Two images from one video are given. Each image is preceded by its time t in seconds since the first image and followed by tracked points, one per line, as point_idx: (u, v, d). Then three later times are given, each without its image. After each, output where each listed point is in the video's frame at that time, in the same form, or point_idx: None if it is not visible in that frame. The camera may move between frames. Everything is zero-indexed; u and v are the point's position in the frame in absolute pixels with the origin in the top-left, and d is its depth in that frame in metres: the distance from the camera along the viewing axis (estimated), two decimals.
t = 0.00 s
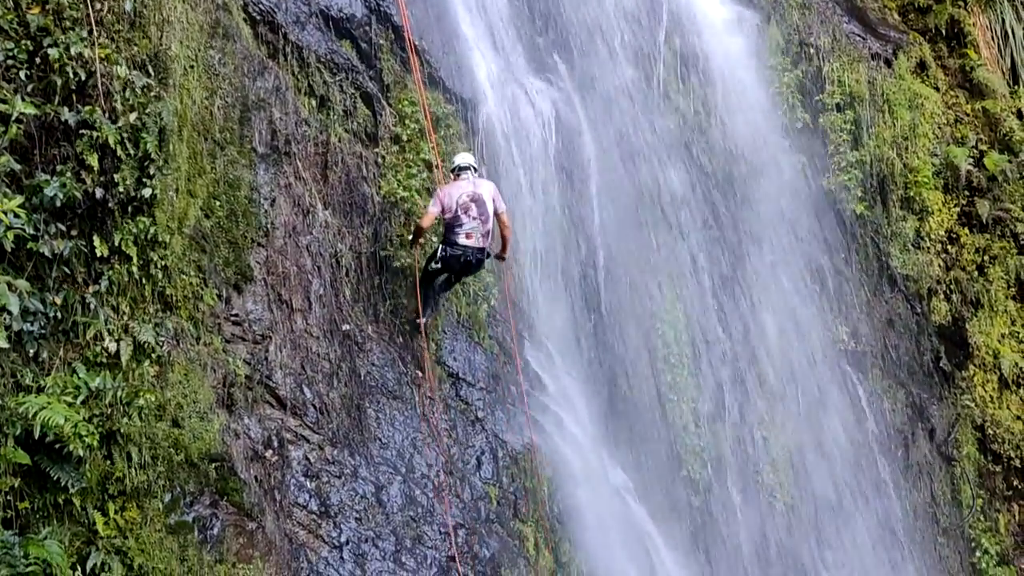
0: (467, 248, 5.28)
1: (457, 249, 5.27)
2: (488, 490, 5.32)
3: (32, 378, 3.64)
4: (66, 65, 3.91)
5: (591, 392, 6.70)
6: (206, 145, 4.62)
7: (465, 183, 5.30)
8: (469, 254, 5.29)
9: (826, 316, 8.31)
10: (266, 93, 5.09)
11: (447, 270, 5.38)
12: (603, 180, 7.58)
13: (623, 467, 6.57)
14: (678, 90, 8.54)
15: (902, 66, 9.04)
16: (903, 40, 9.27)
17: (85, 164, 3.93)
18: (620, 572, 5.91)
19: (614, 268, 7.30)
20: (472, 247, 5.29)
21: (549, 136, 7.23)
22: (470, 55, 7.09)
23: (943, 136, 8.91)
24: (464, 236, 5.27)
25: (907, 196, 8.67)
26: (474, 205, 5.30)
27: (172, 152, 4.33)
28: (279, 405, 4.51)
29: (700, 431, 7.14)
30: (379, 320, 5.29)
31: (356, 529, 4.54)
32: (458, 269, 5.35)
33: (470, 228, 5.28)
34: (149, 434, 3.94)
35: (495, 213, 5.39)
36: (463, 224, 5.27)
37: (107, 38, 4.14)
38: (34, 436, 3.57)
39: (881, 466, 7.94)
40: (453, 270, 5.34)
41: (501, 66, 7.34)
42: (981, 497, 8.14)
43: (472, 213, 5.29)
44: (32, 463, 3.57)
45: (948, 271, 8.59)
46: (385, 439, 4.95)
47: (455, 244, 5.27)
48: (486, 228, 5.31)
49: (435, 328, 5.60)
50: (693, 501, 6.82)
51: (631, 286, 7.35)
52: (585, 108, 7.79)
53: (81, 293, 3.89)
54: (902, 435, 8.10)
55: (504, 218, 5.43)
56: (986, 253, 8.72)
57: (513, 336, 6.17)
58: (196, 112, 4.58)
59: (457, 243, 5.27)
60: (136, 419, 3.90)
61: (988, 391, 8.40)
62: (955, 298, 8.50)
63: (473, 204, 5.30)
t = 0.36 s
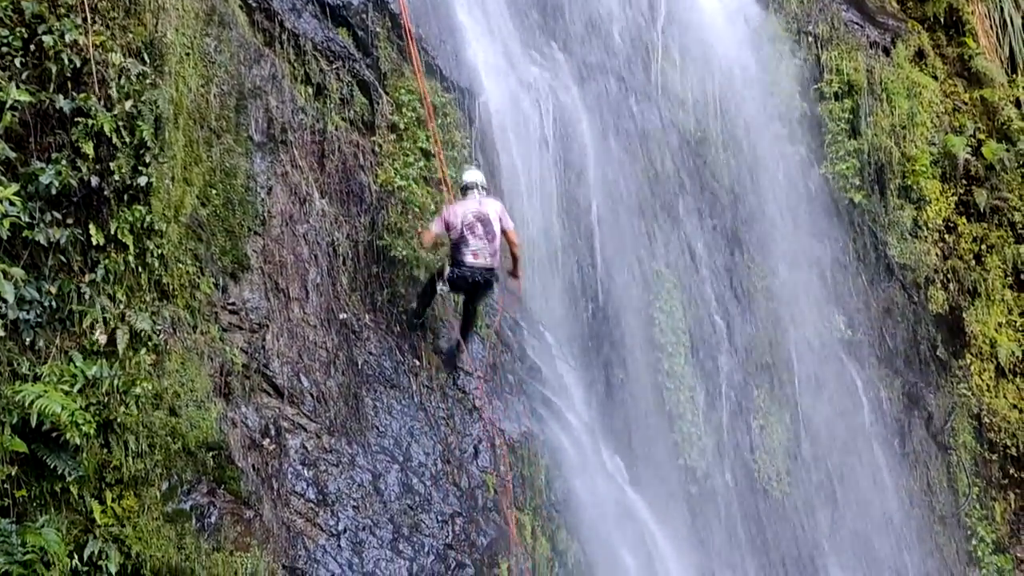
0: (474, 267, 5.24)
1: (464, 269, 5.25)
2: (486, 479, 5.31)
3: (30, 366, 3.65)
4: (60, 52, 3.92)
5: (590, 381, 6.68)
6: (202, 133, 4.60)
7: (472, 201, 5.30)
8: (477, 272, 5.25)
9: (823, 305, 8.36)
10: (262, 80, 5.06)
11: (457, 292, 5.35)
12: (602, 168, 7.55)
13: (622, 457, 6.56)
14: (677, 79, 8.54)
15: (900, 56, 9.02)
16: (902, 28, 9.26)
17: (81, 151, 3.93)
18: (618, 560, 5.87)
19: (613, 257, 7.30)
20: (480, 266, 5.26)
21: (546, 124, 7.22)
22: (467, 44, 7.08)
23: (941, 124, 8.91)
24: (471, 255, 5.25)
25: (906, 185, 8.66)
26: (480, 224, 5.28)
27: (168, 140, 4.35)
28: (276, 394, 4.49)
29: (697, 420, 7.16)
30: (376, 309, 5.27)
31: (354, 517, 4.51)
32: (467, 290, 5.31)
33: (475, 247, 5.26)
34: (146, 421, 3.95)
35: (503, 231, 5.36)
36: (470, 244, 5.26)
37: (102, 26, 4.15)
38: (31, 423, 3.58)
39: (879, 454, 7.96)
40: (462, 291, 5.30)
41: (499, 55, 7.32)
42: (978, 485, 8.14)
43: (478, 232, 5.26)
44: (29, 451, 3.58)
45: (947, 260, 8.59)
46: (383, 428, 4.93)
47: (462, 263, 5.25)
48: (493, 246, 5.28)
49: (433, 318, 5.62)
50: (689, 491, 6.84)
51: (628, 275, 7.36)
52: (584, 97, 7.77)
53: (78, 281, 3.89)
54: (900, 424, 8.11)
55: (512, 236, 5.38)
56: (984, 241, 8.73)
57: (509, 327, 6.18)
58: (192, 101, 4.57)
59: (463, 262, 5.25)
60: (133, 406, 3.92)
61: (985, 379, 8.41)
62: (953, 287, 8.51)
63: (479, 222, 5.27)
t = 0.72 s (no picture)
0: (480, 287, 5.05)
1: (470, 288, 5.06)
2: (482, 466, 5.34)
3: (26, 353, 3.62)
4: (55, 38, 3.90)
5: (586, 368, 6.70)
6: (198, 121, 4.57)
7: (482, 221, 5.15)
8: (483, 294, 5.05)
9: (820, 292, 8.35)
10: (258, 67, 5.04)
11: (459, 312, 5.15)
12: (598, 155, 7.58)
13: (618, 443, 6.59)
14: (673, 67, 8.57)
15: (897, 42, 9.04)
16: (899, 16, 9.29)
17: (77, 137, 3.91)
18: (611, 540, 5.94)
19: (609, 244, 7.32)
20: (486, 287, 5.06)
21: (543, 110, 7.23)
22: (465, 32, 7.09)
23: (938, 112, 8.86)
24: (478, 274, 5.06)
25: (901, 172, 8.62)
26: (489, 244, 5.11)
27: (163, 126, 4.32)
28: (274, 382, 4.48)
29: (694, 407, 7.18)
30: (373, 296, 5.25)
31: (351, 503, 4.52)
32: (470, 311, 5.11)
33: (483, 267, 5.07)
34: (144, 410, 3.91)
35: (512, 254, 5.20)
36: (477, 263, 5.08)
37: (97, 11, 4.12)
38: (27, 411, 3.54)
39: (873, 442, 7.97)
40: (466, 311, 5.11)
41: (496, 43, 7.33)
42: (972, 471, 8.15)
43: (486, 252, 5.10)
44: (25, 439, 3.55)
45: (942, 247, 8.54)
46: (381, 416, 4.93)
47: (468, 282, 5.06)
48: (501, 267, 5.10)
49: (430, 303, 5.65)
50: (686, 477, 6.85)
51: (624, 262, 7.38)
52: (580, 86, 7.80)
53: (74, 268, 3.86)
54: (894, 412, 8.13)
55: (520, 261, 5.23)
56: (980, 230, 8.63)
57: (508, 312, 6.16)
58: (188, 88, 4.55)
59: (469, 281, 5.06)
60: (131, 395, 3.88)
61: (979, 367, 8.36)
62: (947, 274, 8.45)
63: (489, 242, 5.11)
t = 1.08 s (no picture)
0: (469, 268, 5.03)
1: (459, 269, 5.04)
2: (477, 447, 5.32)
3: (20, 335, 3.59)
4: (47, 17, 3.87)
5: (580, 350, 6.72)
6: (191, 101, 4.58)
7: (474, 202, 5.16)
8: (471, 275, 5.03)
9: (815, 277, 8.35)
10: (251, 47, 5.02)
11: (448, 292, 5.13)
12: (594, 137, 7.59)
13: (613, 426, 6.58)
14: (667, 55, 8.64)
15: (892, 26, 8.96)
16: None
17: (68, 119, 3.89)
18: (609, 525, 5.86)
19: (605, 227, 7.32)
20: (475, 268, 5.04)
21: (540, 93, 7.23)
22: (463, 13, 7.06)
23: (932, 95, 8.75)
24: (466, 255, 5.04)
25: (896, 155, 8.52)
26: (479, 225, 5.10)
27: (155, 106, 4.28)
28: (269, 363, 4.49)
29: (687, 391, 7.25)
30: (367, 278, 5.25)
31: (346, 484, 4.53)
32: (459, 292, 5.10)
33: (471, 248, 5.06)
34: (139, 391, 3.89)
35: (502, 237, 5.18)
36: (466, 244, 5.07)
37: None
38: (22, 393, 3.51)
39: (862, 427, 7.88)
40: (454, 292, 5.09)
41: (494, 24, 7.31)
42: (963, 454, 7.97)
43: (475, 233, 5.09)
44: (19, 421, 3.52)
45: (935, 230, 8.42)
46: (376, 398, 4.96)
47: (457, 263, 5.04)
48: (489, 250, 5.07)
49: (425, 286, 5.60)
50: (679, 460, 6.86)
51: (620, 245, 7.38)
52: (576, 69, 7.81)
53: (67, 249, 3.83)
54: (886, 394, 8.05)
55: (510, 244, 5.19)
56: (973, 212, 8.51)
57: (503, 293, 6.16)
58: (180, 68, 4.53)
59: (458, 262, 5.04)
60: (125, 376, 3.86)
61: (968, 350, 8.19)
62: (939, 254, 8.34)
63: (479, 223, 5.10)
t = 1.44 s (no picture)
0: (475, 287, 5.06)
1: (465, 289, 5.07)
2: (471, 429, 5.38)
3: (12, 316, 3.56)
4: None
5: (573, 333, 6.72)
6: (183, 82, 4.52)
7: (466, 221, 5.18)
8: (479, 293, 5.07)
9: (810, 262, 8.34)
10: (244, 27, 4.97)
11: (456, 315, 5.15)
12: (588, 120, 7.55)
13: (604, 409, 6.61)
14: (667, 33, 8.53)
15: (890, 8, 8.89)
16: None
17: (60, 99, 3.85)
18: (599, 508, 5.94)
19: (599, 210, 7.31)
20: (481, 286, 5.08)
21: (533, 76, 7.21)
22: None
23: (926, 78, 8.78)
24: (471, 274, 5.07)
25: (890, 139, 8.53)
26: (477, 243, 5.14)
27: (147, 87, 4.23)
28: (263, 345, 4.48)
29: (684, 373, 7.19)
30: (361, 261, 5.23)
31: (340, 466, 4.51)
32: (468, 313, 5.12)
33: (474, 267, 5.09)
34: (132, 373, 3.87)
35: (500, 251, 5.23)
36: (468, 264, 5.10)
37: None
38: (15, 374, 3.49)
39: (855, 409, 7.94)
40: (464, 313, 5.11)
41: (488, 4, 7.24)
42: (955, 437, 8.04)
43: (475, 251, 5.11)
44: (13, 402, 3.50)
45: (929, 214, 8.42)
46: (370, 381, 4.94)
47: (463, 285, 5.07)
48: (492, 265, 5.12)
49: (419, 270, 5.61)
50: (673, 442, 6.88)
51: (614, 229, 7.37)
52: (571, 51, 7.76)
53: (60, 230, 3.79)
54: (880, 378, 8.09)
55: (509, 256, 5.25)
56: (967, 196, 8.54)
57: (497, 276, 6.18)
58: (172, 48, 4.47)
59: (463, 283, 5.07)
60: (118, 358, 3.84)
61: (961, 335, 8.23)
62: (933, 239, 8.34)
63: (475, 241, 5.13)
